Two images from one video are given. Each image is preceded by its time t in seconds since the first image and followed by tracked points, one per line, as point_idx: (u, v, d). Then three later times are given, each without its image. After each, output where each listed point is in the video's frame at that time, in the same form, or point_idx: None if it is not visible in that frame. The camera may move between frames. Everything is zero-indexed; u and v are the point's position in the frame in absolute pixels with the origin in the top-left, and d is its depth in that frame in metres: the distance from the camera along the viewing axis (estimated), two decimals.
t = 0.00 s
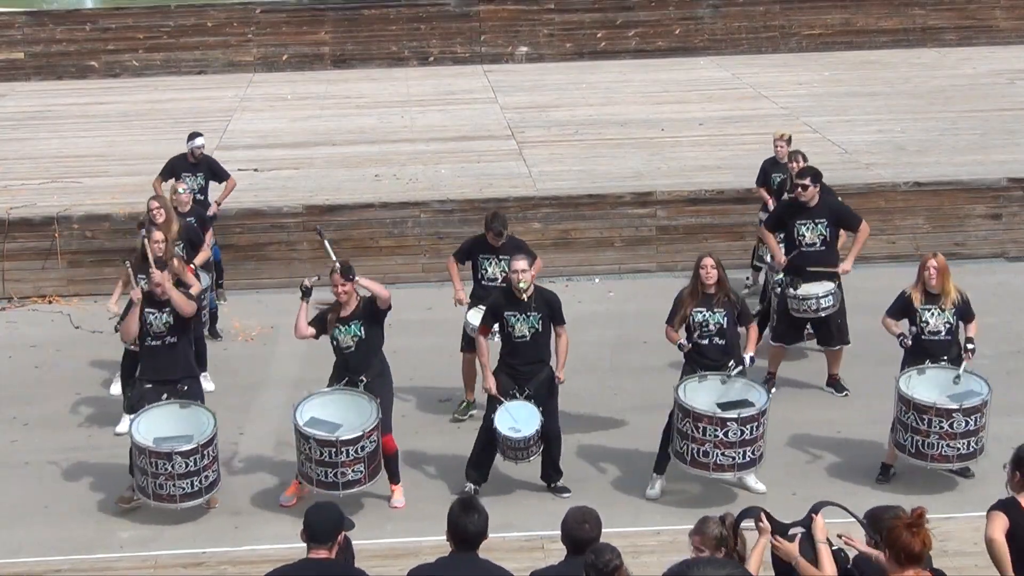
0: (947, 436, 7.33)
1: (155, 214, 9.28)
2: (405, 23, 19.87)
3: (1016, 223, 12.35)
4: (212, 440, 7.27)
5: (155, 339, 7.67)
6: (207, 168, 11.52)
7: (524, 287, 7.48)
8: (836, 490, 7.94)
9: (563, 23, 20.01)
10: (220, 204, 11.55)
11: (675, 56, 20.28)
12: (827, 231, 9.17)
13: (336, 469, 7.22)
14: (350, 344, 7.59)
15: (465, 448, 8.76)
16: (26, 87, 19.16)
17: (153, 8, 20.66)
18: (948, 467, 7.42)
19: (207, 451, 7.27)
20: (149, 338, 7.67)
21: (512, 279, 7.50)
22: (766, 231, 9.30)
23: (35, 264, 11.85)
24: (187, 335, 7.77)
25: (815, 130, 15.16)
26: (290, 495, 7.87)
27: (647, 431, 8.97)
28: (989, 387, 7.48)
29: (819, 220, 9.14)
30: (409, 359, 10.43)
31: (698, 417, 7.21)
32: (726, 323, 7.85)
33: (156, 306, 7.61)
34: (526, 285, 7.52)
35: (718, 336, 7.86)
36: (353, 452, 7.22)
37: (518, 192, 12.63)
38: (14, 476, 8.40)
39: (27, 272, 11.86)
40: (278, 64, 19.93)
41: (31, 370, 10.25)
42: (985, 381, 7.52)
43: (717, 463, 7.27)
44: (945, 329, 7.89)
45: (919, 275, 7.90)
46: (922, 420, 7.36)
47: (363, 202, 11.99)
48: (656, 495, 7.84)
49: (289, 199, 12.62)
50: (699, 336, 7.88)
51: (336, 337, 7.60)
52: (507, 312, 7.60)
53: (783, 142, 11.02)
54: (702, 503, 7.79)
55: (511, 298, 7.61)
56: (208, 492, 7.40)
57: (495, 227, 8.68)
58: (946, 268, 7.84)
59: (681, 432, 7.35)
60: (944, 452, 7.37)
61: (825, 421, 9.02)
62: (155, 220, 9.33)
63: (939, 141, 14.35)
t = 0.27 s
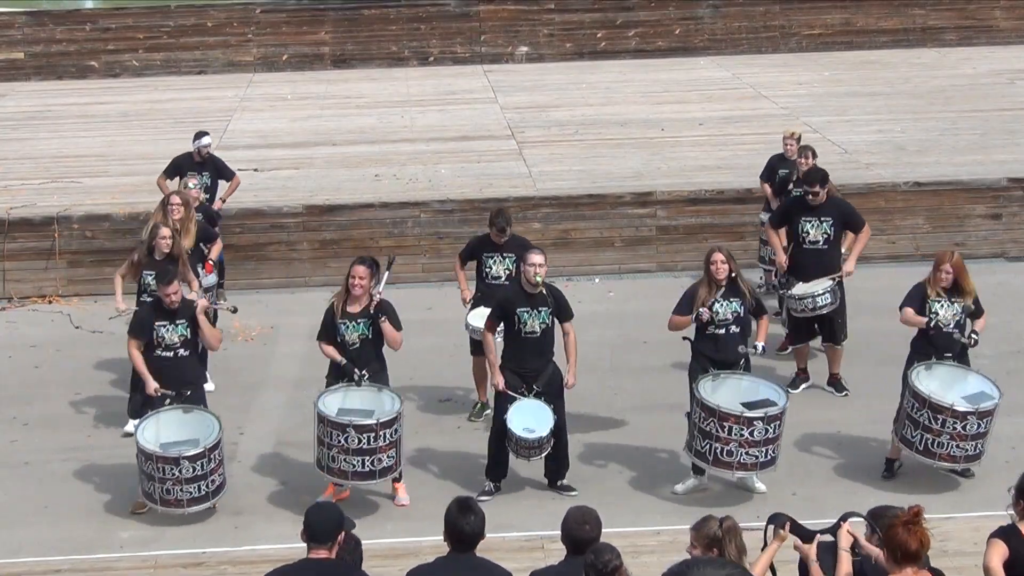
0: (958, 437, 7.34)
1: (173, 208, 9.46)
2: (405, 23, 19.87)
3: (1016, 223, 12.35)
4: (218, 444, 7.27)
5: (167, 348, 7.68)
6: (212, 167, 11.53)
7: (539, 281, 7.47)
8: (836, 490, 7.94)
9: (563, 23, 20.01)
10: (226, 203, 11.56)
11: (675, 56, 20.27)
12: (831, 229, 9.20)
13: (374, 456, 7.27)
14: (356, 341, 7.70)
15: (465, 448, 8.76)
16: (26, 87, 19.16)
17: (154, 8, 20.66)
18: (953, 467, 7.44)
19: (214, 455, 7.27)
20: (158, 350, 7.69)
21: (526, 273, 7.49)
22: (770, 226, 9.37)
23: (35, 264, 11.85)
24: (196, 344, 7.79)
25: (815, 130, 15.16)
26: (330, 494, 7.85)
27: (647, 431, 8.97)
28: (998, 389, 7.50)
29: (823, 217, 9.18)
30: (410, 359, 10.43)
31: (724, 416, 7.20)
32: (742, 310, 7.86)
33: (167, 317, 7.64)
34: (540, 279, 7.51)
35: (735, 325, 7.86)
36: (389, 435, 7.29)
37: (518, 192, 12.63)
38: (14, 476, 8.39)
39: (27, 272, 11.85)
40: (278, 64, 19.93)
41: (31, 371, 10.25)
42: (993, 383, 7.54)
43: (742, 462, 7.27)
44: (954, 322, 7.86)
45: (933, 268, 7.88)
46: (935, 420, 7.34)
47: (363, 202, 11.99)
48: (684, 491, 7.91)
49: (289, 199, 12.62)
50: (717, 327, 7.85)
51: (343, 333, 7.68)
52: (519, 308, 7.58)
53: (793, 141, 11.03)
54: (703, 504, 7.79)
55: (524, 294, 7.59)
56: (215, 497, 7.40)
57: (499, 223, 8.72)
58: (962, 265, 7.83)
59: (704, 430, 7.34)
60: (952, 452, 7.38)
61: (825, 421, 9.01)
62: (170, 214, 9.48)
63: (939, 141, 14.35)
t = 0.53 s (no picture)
0: (959, 437, 7.34)
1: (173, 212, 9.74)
2: (405, 23, 19.86)
3: (1015, 223, 12.35)
4: (201, 452, 7.26)
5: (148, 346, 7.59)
6: (206, 167, 11.54)
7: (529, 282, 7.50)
8: (836, 490, 7.94)
9: (563, 24, 20.01)
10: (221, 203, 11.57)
11: (675, 56, 20.28)
12: (820, 229, 9.19)
13: (372, 459, 7.28)
14: (342, 339, 7.66)
15: (464, 448, 8.76)
16: (27, 87, 19.16)
17: (153, 8, 20.65)
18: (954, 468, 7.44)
19: (198, 461, 7.27)
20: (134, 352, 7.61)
21: (517, 275, 7.51)
22: (758, 231, 9.29)
23: (35, 264, 11.85)
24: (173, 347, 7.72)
25: (815, 130, 15.15)
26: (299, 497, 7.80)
27: (647, 431, 8.97)
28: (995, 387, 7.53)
29: (813, 217, 9.16)
30: (409, 359, 10.43)
31: (719, 411, 7.22)
32: (735, 321, 7.79)
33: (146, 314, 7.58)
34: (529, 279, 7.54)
35: (727, 335, 7.80)
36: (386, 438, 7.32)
37: (518, 191, 12.63)
38: (13, 476, 8.39)
39: (27, 272, 11.85)
40: (278, 64, 19.93)
41: (31, 371, 10.25)
42: (989, 382, 7.56)
43: (734, 457, 7.30)
44: (947, 325, 7.84)
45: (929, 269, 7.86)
46: (935, 421, 7.34)
47: (363, 202, 11.99)
48: (664, 489, 7.87)
49: (289, 199, 12.62)
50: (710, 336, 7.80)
51: (330, 331, 7.62)
52: (513, 308, 7.59)
53: (786, 142, 10.98)
54: (703, 504, 7.79)
55: (515, 294, 7.59)
56: (198, 501, 7.42)
57: (486, 225, 8.80)
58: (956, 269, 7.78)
59: (695, 426, 7.35)
60: (953, 453, 7.38)
61: (824, 421, 9.01)
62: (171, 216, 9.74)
63: (939, 141, 14.35)
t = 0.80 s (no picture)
0: (951, 435, 7.34)
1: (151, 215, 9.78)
2: (405, 23, 19.86)
3: (1015, 223, 12.35)
4: (178, 443, 7.22)
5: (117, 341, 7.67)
6: (182, 169, 11.60)
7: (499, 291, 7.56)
8: (836, 490, 7.94)
9: (563, 23, 20.01)
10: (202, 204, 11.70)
11: (675, 56, 20.27)
12: (800, 230, 9.24)
13: (347, 464, 7.27)
14: (308, 349, 7.65)
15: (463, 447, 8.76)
16: (27, 87, 19.15)
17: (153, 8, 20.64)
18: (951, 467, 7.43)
19: (175, 454, 7.23)
20: (110, 343, 7.67)
21: (489, 284, 7.56)
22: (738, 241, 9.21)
23: (36, 264, 11.85)
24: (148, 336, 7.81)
25: (815, 130, 15.15)
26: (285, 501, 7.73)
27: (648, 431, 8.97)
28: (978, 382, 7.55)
29: (791, 220, 9.21)
30: (409, 359, 10.43)
31: (682, 424, 7.22)
32: (703, 325, 7.95)
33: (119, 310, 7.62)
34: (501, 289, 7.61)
35: (695, 336, 7.95)
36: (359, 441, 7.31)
37: (518, 192, 12.63)
38: (12, 476, 8.39)
39: (27, 272, 11.85)
40: (278, 64, 19.93)
41: (30, 371, 10.24)
42: (972, 377, 7.58)
43: (704, 468, 7.25)
44: (920, 328, 7.82)
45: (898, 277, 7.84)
46: (925, 423, 7.33)
47: (363, 202, 11.99)
48: (656, 494, 7.84)
49: (289, 199, 12.62)
50: (678, 339, 7.95)
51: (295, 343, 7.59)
52: (487, 314, 7.61)
53: (767, 142, 10.87)
54: (702, 503, 7.79)
55: (487, 300, 7.61)
56: (183, 493, 7.37)
57: (463, 227, 8.77)
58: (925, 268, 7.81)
59: (666, 438, 7.34)
60: (948, 452, 7.37)
61: (825, 421, 9.02)
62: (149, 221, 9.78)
63: (939, 141, 14.35)
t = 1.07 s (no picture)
0: (937, 433, 7.33)
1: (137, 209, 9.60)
2: (405, 23, 19.86)
3: (1016, 223, 12.35)
4: (176, 450, 7.26)
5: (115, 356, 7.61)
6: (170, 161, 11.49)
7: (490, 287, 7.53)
8: (836, 490, 7.94)
9: (563, 23, 20.01)
10: (192, 201, 11.60)
11: (675, 56, 20.28)
12: (791, 227, 9.23)
13: (311, 448, 7.31)
14: (297, 338, 7.74)
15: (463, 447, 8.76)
16: (27, 87, 19.16)
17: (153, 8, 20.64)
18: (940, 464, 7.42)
19: (172, 460, 7.26)
20: (107, 358, 7.61)
21: (477, 280, 7.50)
22: (725, 239, 9.23)
23: (35, 263, 11.85)
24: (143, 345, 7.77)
25: (815, 130, 15.15)
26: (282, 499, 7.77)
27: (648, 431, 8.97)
28: (967, 378, 7.50)
29: (782, 217, 9.19)
30: (408, 359, 10.43)
31: (651, 418, 7.25)
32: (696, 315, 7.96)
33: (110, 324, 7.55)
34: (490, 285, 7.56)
35: (689, 329, 7.95)
36: (324, 427, 7.32)
37: (518, 191, 12.63)
38: (12, 476, 8.39)
39: (27, 272, 11.85)
40: (278, 64, 19.93)
41: (30, 371, 10.24)
42: (963, 373, 7.52)
43: (677, 463, 7.29)
44: (915, 325, 7.86)
45: (882, 277, 7.86)
46: (911, 422, 7.35)
47: (363, 202, 11.99)
48: (656, 493, 7.82)
49: (288, 199, 12.62)
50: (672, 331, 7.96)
51: (282, 332, 7.71)
52: (468, 313, 7.58)
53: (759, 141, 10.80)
54: (701, 503, 7.79)
55: (471, 299, 7.61)
56: (179, 501, 7.40)
57: (453, 224, 8.81)
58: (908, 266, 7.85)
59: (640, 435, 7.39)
60: (936, 450, 7.37)
61: (824, 421, 9.02)
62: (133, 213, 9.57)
63: (939, 141, 14.34)
